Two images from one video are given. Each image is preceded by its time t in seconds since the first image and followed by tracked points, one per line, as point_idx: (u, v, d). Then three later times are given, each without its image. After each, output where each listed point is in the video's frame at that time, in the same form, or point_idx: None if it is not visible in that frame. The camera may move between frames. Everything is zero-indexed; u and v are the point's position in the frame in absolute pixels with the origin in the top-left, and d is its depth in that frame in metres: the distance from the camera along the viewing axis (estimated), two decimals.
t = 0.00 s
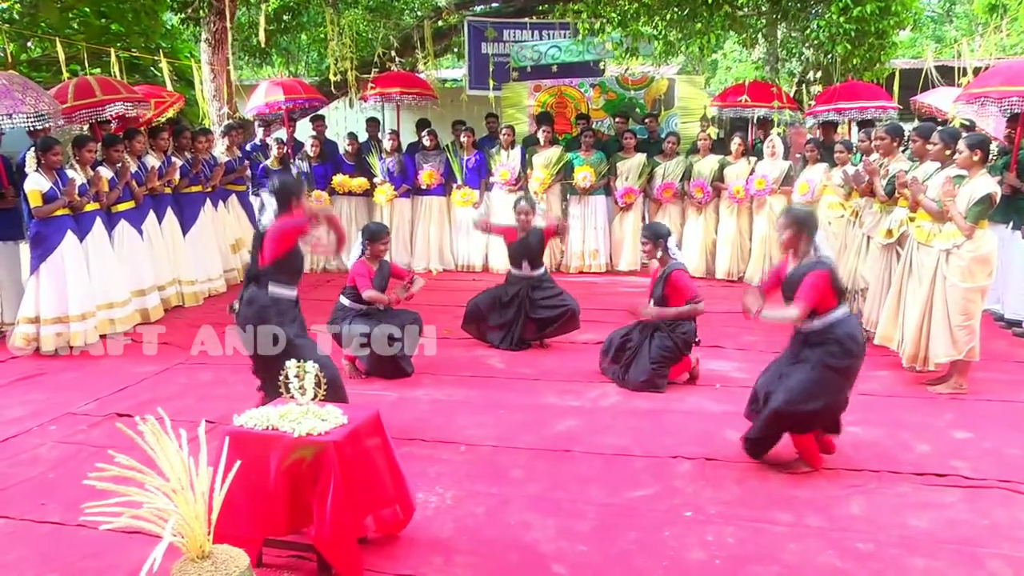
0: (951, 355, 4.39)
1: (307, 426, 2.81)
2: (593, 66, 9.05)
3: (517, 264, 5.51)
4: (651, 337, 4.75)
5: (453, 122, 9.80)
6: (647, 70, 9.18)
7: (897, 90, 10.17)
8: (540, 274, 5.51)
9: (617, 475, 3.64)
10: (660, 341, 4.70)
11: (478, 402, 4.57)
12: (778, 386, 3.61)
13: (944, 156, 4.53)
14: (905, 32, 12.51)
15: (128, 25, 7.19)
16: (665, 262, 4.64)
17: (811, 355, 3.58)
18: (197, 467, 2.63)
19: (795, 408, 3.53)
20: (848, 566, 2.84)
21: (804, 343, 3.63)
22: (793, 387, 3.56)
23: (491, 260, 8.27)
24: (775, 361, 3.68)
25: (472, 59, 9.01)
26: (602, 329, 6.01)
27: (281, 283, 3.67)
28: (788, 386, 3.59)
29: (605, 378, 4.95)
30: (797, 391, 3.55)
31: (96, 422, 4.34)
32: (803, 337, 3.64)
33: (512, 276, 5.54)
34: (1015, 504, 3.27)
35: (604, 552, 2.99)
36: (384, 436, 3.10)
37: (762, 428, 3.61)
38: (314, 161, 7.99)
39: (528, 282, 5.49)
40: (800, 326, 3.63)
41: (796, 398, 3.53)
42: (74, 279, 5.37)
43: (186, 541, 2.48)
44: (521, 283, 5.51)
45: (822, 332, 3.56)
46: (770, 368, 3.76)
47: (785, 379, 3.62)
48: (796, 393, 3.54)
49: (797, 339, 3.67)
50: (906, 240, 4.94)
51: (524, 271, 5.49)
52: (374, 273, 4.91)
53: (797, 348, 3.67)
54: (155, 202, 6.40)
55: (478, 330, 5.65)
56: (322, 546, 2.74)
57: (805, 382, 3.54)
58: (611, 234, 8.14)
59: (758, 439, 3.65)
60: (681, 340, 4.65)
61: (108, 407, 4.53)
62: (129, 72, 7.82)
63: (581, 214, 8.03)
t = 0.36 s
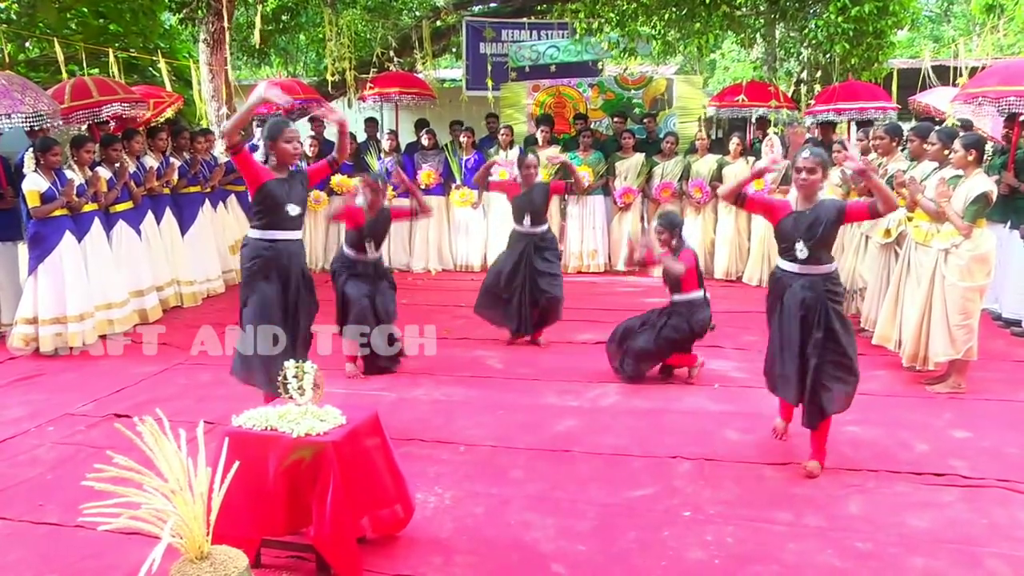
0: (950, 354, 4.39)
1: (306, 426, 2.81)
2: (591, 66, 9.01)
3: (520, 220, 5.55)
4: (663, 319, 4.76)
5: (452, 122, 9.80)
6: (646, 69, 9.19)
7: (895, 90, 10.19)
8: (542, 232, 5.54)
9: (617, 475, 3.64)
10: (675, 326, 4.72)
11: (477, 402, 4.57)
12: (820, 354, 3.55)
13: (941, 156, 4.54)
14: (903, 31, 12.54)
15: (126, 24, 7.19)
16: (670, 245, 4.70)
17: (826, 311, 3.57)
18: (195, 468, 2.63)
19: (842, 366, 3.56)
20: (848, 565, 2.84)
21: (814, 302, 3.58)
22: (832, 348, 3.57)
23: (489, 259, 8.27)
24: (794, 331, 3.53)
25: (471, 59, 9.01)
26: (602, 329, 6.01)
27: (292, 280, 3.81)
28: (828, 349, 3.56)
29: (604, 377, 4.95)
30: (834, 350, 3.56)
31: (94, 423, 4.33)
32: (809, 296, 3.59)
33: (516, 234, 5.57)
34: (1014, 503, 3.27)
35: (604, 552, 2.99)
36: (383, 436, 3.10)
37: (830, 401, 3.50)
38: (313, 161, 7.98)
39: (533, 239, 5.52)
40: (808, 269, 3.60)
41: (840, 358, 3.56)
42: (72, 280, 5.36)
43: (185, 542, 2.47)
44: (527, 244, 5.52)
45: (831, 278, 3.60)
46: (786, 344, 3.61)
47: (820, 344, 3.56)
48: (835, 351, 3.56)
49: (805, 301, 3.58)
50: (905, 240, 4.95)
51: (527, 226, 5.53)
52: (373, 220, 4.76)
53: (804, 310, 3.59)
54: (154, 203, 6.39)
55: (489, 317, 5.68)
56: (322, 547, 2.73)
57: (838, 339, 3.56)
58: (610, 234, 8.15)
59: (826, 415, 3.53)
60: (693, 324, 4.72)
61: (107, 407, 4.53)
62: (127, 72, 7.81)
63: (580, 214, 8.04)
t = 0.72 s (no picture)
0: (948, 354, 4.38)
1: (304, 428, 2.81)
2: (589, 67, 8.99)
3: (522, 203, 5.59)
4: (683, 282, 4.69)
5: (451, 123, 9.81)
6: (644, 71, 9.19)
7: (893, 91, 10.20)
8: (542, 216, 5.57)
9: (615, 476, 3.64)
10: (694, 285, 4.67)
11: (475, 403, 4.57)
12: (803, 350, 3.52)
13: (939, 157, 4.54)
14: (901, 33, 12.54)
15: (125, 26, 7.19)
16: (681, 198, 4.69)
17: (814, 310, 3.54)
18: (194, 470, 2.63)
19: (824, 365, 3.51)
20: (846, 566, 2.84)
21: (803, 299, 3.56)
22: (817, 346, 3.53)
23: (488, 261, 8.28)
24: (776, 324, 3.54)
25: (469, 60, 9.01)
26: (600, 330, 6.01)
27: (246, 305, 3.76)
28: (812, 347, 3.52)
29: (602, 378, 4.95)
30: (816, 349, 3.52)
31: (93, 425, 4.34)
32: (800, 292, 3.57)
33: (517, 216, 5.62)
34: (1013, 504, 3.27)
35: (602, 553, 2.99)
36: (381, 437, 3.10)
37: (805, 397, 3.49)
38: (311, 163, 7.99)
39: (532, 222, 5.56)
40: (796, 271, 3.61)
41: (823, 357, 3.51)
42: (71, 282, 5.37)
43: (183, 544, 2.47)
44: (528, 224, 5.57)
45: (820, 277, 3.61)
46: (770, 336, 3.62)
47: (804, 341, 3.54)
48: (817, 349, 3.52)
49: (794, 297, 3.58)
50: (903, 241, 4.95)
51: (529, 208, 5.57)
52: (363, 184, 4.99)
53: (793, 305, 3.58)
54: (152, 204, 6.40)
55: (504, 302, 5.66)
56: (321, 548, 2.73)
57: (824, 338, 3.52)
58: (608, 235, 8.15)
59: (800, 411, 3.52)
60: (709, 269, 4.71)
61: (105, 409, 4.53)
62: (125, 74, 7.81)
63: (579, 216, 8.04)
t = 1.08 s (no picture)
0: (946, 355, 4.37)
1: (305, 428, 2.81)
2: (589, 68, 8.97)
3: (524, 203, 5.58)
4: (689, 265, 4.74)
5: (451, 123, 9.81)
6: (644, 71, 9.19)
7: (893, 91, 10.20)
8: (543, 216, 5.55)
9: (615, 477, 3.64)
10: (699, 273, 4.74)
11: (475, 403, 4.57)
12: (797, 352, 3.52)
13: (939, 158, 4.53)
14: (903, 34, 12.51)
15: (126, 26, 7.20)
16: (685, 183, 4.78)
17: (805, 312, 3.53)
18: (195, 469, 2.63)
19: (819, 366, 3.51)
20: (846, 567, 2.84)
21: (793, 300, 3.56)
22: (810, 346, 3.52)
23: (488, 261, 8.29)
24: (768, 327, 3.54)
25: (470, 61, 9.01)
26: (600, 330, 6.01)
27: (229, 305, 3.77)
28: (805, 349, 3.52)
29: (603, 379, 4.95)
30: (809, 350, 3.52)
31: (93, 424, 4.34)
32: (791, 293, 3.57)
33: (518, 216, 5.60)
34: (1013, 505, 3.26)
35: (601, 553, 2.99)
36: (381, 437, 3.10)
37: (802, 399, 3.49)
38: (312, 163, 7.99)
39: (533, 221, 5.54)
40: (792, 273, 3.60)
41: (817, 357, 3.51)
42: (72, 282, 5.37)
43: (184, 544, 2.47)
44: (528, 225, 5.55)
45: (816, 281, 3.59)
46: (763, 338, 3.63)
47: (796, 342, 3.54)
48: (810, 350, 3.52)
49: (786, 299, 3.57)
50: (903, 243, 4.94)
51: (531, 208, 5.56)
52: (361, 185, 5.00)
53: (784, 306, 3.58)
54: (153, 204, 6.41)
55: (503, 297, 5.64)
56: (320, 548, 2.73)
57: (816, 339, 3.51)
58: (609, 236, 8.15)
59: (799, 413, 3.52)
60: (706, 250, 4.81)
61: (105, 408, 4.54)
62: (126, 74, 7.82)
63: (579, 217, 8.04)
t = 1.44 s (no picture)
0: (951, 356, 4.37)
1: (310, 428, 2.82)
2: (595, 68, 9.05)
3: (530, 204, 5.56)
4: (687, 269, 4.73)
5: (455, 124, 9.82)
6: (649, 72, 9.18)
7: (899, 91, 10.18)
8: (549, 217, 5.53)
9: (619, 477, 3.64)
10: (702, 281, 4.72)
11: (479, 403, 4.57)
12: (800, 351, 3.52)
13: (944, 159, 4.51)
14: (908, 34, 12.49)
15: (131, 26, 7.20)
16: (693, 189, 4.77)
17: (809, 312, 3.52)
18: (200, 469, 2.64)
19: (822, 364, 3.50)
20: (851, 568, 2.84)
21: (799, 300, 3.54)
22: (814, 345, 3.51)
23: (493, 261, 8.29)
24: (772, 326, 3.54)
25: (474, 61, 9.02)
26: (605, 331, 6.01)
27: (229, 303, 3.78)
28: (808, 347, 3.52)
29: (607, 379, 4.95)
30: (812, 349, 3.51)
31: (98, 423, 4.35)
32: (796, 292, 3.55)
33: (525, 216, 5.59)
34: (1018, 507, 3.26)
35: (605, 554, 2.99)
36: (385, 438, 3.10)
37: (805, 398, 3.48)
38: (316, 163, 7.99)
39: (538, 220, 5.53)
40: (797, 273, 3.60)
41: (820, 356, 3.50)
42: (77, 281, 5.39)
43: (188, 543, 2.48)
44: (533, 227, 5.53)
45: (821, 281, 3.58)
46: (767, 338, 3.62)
47: (799, 340, 3.54)
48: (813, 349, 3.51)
49: (792, 296, 3.57)
50: (908, 243, 4.94)
51: (538, 209, 5.54)
52: (366, 184, 5.01)
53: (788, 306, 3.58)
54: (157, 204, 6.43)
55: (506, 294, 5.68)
56: (324, 546, 2.74)
57: (819, 337, 3.50)
58: (613, 236, 8.15)
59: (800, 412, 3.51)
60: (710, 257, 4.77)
61: (110, 408, 4.55)
62: (131, 74, 7.83)
63: (584, 217, 8.04)
